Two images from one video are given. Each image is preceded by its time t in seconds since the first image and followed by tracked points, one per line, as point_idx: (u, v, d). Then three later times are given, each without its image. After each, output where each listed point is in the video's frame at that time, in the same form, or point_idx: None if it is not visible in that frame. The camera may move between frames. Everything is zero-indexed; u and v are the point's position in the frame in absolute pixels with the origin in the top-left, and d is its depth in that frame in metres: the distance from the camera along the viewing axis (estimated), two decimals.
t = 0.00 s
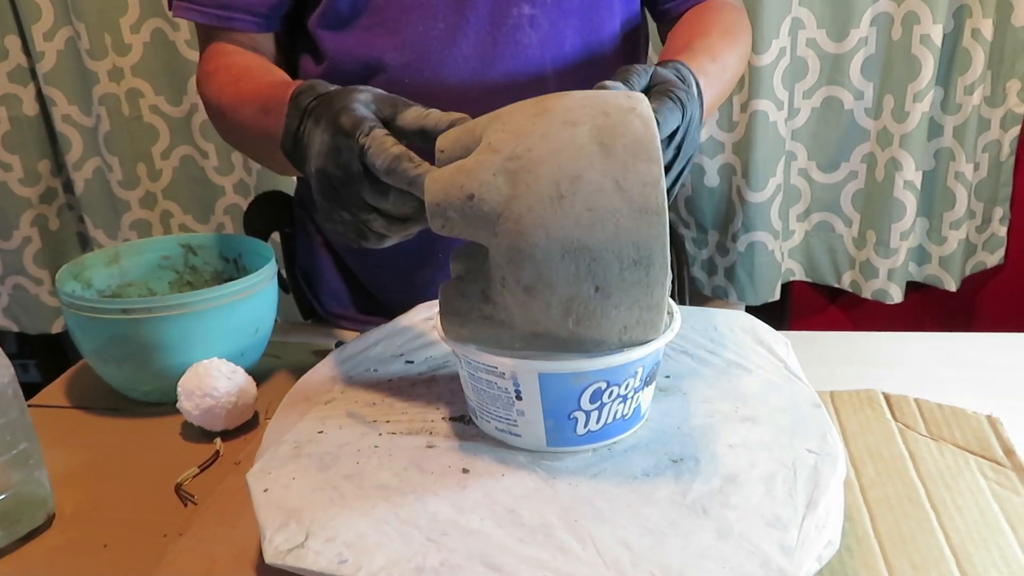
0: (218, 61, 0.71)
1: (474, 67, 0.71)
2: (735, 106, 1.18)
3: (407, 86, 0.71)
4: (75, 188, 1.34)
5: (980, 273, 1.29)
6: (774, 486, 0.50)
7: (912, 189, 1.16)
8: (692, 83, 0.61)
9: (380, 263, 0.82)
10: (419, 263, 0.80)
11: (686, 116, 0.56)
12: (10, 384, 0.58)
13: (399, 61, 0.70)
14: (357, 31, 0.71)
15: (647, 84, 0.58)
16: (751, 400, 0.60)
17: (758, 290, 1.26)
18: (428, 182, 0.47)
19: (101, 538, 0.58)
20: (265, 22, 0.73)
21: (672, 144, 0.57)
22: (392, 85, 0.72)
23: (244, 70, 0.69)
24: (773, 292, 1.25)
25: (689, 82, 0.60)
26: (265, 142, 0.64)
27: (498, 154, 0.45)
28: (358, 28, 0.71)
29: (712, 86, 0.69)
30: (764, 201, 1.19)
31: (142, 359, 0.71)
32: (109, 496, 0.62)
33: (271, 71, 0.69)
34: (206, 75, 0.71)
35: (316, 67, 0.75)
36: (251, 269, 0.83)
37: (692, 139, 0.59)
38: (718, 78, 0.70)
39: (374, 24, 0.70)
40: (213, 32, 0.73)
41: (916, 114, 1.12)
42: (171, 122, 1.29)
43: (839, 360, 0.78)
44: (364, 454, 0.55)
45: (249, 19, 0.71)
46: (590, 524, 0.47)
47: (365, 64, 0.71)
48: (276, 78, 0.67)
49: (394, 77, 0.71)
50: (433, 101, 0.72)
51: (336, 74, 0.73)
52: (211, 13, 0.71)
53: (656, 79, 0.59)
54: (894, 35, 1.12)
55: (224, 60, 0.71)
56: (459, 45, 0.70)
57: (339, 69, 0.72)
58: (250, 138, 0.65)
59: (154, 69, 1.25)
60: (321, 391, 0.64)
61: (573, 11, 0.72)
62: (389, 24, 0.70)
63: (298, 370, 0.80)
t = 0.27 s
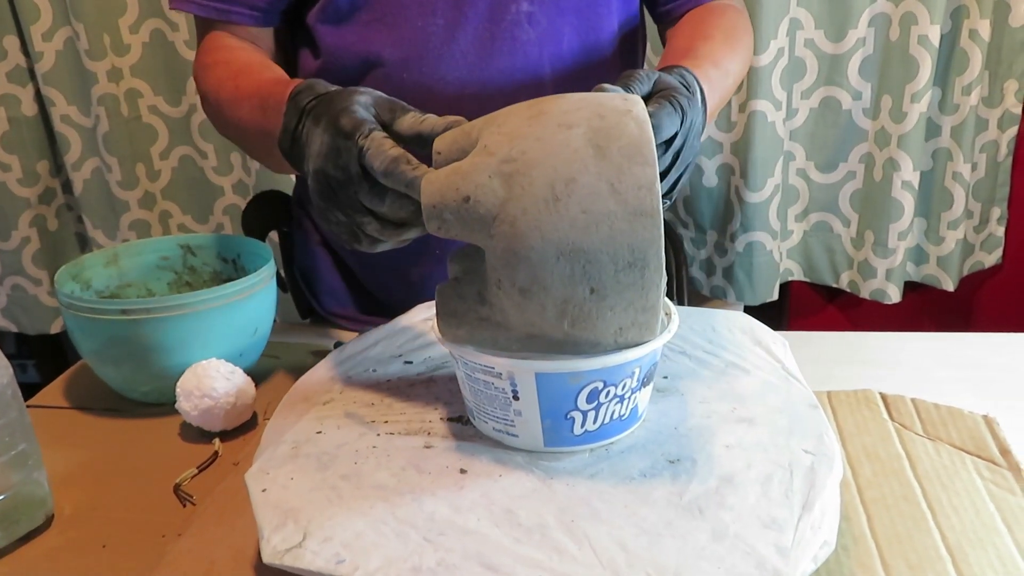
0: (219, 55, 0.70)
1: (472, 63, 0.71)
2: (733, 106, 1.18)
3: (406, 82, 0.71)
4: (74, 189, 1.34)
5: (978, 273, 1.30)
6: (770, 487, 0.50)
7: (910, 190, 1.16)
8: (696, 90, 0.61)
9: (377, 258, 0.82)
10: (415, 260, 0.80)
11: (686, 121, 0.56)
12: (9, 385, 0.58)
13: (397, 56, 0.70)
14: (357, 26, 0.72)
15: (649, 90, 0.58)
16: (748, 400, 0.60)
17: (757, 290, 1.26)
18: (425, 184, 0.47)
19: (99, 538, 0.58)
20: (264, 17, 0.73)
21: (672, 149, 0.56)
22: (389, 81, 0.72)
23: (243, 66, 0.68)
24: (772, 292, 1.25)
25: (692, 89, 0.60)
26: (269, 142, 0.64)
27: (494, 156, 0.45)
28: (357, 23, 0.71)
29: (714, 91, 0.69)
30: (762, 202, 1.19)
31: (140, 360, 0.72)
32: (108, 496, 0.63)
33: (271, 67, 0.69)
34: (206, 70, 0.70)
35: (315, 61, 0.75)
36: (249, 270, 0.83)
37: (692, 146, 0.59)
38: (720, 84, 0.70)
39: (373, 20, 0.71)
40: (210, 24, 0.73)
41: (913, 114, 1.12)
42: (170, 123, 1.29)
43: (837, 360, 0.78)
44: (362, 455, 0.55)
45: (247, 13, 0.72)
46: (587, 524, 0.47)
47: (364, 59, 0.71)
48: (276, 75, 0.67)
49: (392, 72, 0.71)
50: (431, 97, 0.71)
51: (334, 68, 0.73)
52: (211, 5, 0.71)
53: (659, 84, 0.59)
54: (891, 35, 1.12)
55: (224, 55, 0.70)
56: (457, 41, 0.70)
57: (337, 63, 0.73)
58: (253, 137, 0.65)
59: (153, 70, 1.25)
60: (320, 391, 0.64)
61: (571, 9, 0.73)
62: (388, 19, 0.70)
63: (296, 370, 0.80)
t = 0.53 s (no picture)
0: (214, 45, 0.69)
1: (469, 58, 0.71)
2: (732, 107, 1.18)
3: (401, 76, 0.71)
4: (73, 190, 1.34)
5: (977, 274, 1.30)
6: (769, 487, 0.50)
7: (908, 190, 1.17)
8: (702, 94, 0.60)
9: (373, 253, 0.82)
10: (408, 254, 0.80)
11: (691, 121, 0.56)
12: (9, 386, 0.58)
13: (393, 50, 0.70)
14: (354, 20, 0.72)
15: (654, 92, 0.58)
16: (747, 401, 0.60)
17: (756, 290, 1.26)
18: (425, 183, 0.47)
19: (99, 539, 0.58)
20: (263, 8, 0.74)
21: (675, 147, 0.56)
22: (386, 76, 0.72)
23: (240, 58, 0.67)
24: (771, 292, 1.25)
25: (699, 93, 0.60)
26: (266, 137, 0.64)
27: (494, 155, 0.45)
28: (352, 18, 0.72)
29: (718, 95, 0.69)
30: (761, 202, 1.19)
31: (140, 361, 0.72)
32: (107, 498, 0.63)
33: (266, 59, 0.68)
34: (201, 59, 0.69)
35: (310, 55, 0.75)
36: (249, 271, 0.83)
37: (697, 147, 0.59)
38: (724, 86, 0.70)
39: (370, 15, 0.71)
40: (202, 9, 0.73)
41: (912, 115, 1.12)
42: (169, 124, 1.29)
43: (836, 360, 0.79)
44: (362, 455, 0.55)
45: (246, 4, 0.72)
46: (587, 524, 0.48)
47: (360, 53, 0.71)
48: (274, 67, 0.66)
49: (388, 67, 0.71)
50: (428, 92, 0.71)
51: (332, 63, 0.73)
52: None
53: (666, 87, 0.59)
54: (890, 36, 1.13)
55: (220, 45, 0.69)
56: (454, 36, 0.71)
57: (333, 57, 0.72)
58: (250, 131, 0.65)
59: (152, 71, 1.25)
60: (320, 392, 0.64)
61: (565, 7, 0.73)
62: (385, 14, 0.71)
63: (296, 371, 0.80)
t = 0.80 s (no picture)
0: (213, 47, 0.69)
1: (464, 64, 0.71)
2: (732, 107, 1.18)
3: (396, 81, 0.71)
4: (72, 191, 1.34)
5: (976, 274, 1.30)
6: (768, 488, 0.50)
7: (907, 190, 1.17)
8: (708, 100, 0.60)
9: (369, 254, 0.82)
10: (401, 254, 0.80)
11: (693, 120, 0.56)
12: (8, 388, 0.58)
13: (388, 55, 0.71)
14: (350, 25, 0.72)
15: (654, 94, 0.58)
16: (746, 402, 0.60)
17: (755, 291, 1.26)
18: (421, 176, 0.47)
19: (98, 541, 0.58)
20: (260, 10, 0.74)
21: (678, 145, 0.56)
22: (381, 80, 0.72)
23: (239, 59, 0.68)
24: (770, 293, 1.25)
25: (703, 97, 0.60)
26: (263, 138, 0.64)
27: (489, 149, 0.45)
28: (348, 22, 0.72)
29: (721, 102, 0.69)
30: (760, 203, 1.19)
31: (139, 362, 0.72)
32: (106, 500, 0.63)
33: (266, 61, 0.68)
34: (200, 61, 0.69)
35: (307, 59, 0.76)
36: (248, 272, 0.83)
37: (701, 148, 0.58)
38: (727, 92, 0.71)
39: (366, 19, 0.71)
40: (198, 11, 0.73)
41: (911, 116, 1.13)
42: (169, 125, 1.29)
43: (835, 361, 0.79)
44: (361, 457, 0.55)
45: (243, 6, 0.72)
46: (585, 526, 0.48)
47: (355, 58, 0.72)
48: (273, 69, 0.66)
49: (383, 72, 0.71)
50: (423, 98, 0.71)
51: (327, 66, 0.74)
52: None
53: (669, 89, 0.59)
54: (889, 36, 1.13)
55: (219, 46, 0.69)
56: (450, 42, 0.71)
57: (328, 60, 0.73)
58: (247, 132, 0.65)
59: (151, 72, 1.25)
60: (319, 393, 0.64)
61: (561, 14, 0.73)
62: (381, 19, 0.70)
63: (295, 372, 0.80)
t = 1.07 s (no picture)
0: (209, 50, 0.69)
1: (461, 71, 0.71)
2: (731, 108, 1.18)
3: (393, 86, 0.71)
4: (72, 192, 1.34)
5: (976, 275, 1.30)
6: (768, 488, 0.50)
7: (907, 191, 1.17)
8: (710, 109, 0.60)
9: (366, 256, 0.82)
10: (399, 258, 0.80)
11: (692, 127, 0.56)
12: (8, 389, 0.58)
13: (386, 61, 0.71)
14: (347, 29, 0.72)
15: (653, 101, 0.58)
16: (746, 402, 0.60)
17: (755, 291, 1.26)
18: (420, 170, 0.48)
19: (97, 542, 0.58)
20: (256, 14, 0.74)
21: (675, 151, 0.55)
22: (378, 85, 0.72)
23: (236, 63, 0.68)
24: (770, 293, 1.25)
25: (702, 105, 0.59)
26: (260, 141, 0.63)
27: (488, 144, 0.45)
28: (346, 27, 0.72)
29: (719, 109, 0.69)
30: (759, 203, 1.19)
31: (139, 362, 0.72)
32: (106, 500, 0.62)
33: (264, 65, 0.68)
34: (195, 64, 0.69)
35: (304, 63, 0.76)
36: (248, 272, 0.83)
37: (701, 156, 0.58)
38: (725, 102, 0.71)
39: (363, 24, 0.71)
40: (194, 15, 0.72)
41: (910, 116, 1.13)
42: (168, 125, 1.29)
43: (835, 362, 0.78)
44: (361, 457, 0.55)
45: (239, 10, 0.72)
46: (586, 526, 0.47)
47: (352, 63, 0.72)
48: (271, 73, 0.66)
49: (380, 77, 0.71)
50: (419, 104, 0.71)
51: (325, 71, 0.74)
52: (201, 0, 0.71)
53: (668, 99, 0.59)
54: (888, 37, 1.13)
55: (214, 49, 0.69)
56: (447, 49, 0.71)
57: (325, 64, 0.73)
58: (244, 135, 0.64)
59: (151, 72, 1.25)
60: (319, 394, 0.64)
61: (558, 20, 0.73)
62: (378, 24, 0.70)
63: (294, 372, 0.80)
